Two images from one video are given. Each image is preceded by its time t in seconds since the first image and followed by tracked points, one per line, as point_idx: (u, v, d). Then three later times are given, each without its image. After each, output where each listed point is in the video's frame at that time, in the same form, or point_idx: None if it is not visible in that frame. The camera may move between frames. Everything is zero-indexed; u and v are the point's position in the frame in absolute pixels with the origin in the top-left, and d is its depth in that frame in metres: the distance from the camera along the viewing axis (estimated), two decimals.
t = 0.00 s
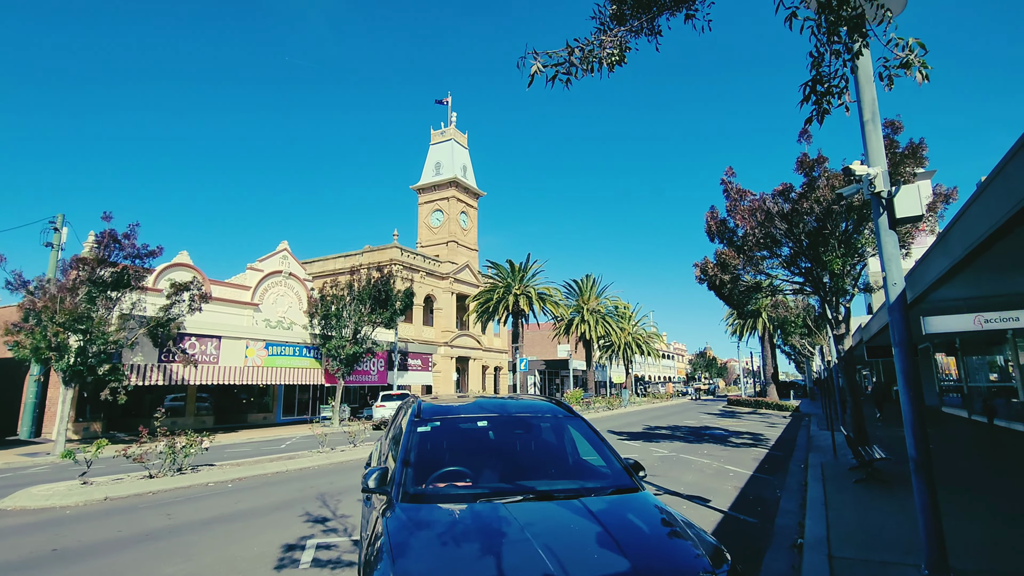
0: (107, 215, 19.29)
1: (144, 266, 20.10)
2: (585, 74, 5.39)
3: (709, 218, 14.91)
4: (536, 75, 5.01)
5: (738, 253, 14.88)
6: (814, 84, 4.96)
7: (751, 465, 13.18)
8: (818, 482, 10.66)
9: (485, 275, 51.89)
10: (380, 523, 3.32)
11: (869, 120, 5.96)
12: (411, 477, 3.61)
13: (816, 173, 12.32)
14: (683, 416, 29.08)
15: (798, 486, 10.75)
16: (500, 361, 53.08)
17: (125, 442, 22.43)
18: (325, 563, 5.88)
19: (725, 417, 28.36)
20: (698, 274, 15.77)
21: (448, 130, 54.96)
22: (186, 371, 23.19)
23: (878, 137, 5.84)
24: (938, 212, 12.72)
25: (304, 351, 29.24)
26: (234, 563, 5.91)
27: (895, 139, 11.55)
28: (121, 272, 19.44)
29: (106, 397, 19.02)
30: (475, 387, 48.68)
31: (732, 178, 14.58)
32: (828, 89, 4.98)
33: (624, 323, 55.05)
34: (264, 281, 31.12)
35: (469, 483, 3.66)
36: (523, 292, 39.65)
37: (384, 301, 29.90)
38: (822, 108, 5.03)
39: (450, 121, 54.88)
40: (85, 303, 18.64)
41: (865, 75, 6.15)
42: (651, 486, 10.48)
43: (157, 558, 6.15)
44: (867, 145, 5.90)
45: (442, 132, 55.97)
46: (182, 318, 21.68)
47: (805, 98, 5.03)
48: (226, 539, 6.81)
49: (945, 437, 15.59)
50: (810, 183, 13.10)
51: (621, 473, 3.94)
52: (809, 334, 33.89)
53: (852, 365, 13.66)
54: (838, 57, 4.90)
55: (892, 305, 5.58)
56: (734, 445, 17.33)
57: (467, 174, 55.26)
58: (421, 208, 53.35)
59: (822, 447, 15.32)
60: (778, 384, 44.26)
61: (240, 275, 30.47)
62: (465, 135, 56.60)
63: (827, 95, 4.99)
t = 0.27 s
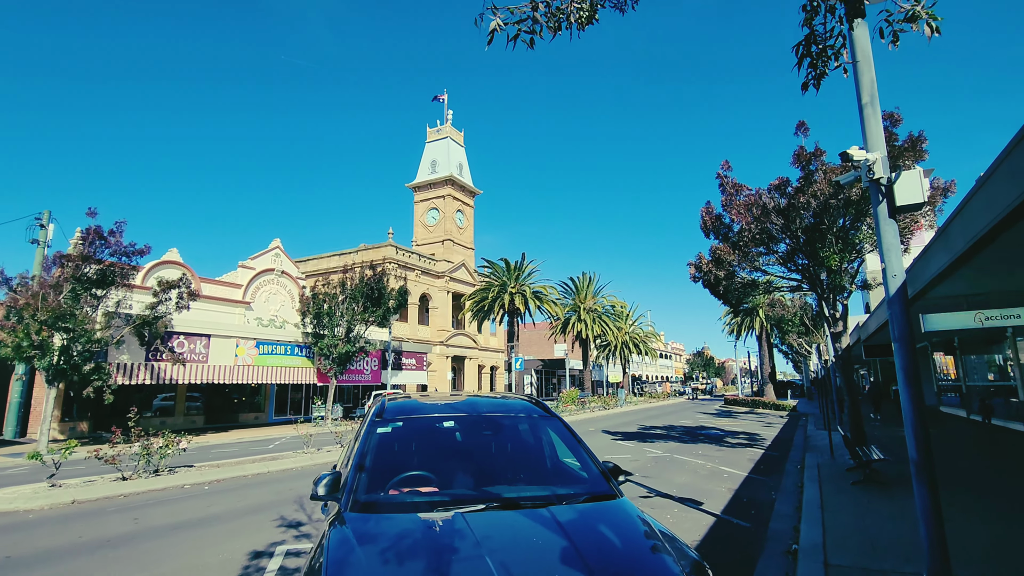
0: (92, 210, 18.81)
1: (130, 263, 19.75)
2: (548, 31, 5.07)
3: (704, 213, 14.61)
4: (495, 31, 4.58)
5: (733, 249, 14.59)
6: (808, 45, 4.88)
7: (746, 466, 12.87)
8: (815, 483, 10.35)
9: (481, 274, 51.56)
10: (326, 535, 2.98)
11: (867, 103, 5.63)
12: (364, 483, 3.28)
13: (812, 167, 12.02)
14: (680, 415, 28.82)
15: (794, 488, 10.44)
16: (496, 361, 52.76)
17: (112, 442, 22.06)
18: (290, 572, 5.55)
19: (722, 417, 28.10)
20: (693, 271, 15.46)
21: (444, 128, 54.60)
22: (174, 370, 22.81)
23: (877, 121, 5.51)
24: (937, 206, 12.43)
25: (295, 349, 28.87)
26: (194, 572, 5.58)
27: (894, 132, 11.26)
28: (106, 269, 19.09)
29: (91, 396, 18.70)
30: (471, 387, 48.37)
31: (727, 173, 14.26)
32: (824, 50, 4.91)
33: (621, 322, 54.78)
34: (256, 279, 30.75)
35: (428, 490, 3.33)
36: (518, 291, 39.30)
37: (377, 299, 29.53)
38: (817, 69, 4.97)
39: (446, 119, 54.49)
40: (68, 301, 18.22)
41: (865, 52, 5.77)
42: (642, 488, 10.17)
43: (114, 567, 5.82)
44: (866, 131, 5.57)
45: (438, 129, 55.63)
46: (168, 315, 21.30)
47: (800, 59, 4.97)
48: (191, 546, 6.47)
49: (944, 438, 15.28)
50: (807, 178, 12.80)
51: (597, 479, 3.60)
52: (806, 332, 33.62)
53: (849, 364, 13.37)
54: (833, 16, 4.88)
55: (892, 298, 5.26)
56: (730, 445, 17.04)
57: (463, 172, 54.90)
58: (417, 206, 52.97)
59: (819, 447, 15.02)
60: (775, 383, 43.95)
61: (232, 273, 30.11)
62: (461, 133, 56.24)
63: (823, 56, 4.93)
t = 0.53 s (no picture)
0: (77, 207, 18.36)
1: (116, 262, 19.34)
2: None
3: (699, 210, 14.31)
4: None
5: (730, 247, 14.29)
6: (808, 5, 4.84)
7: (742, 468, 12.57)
8: (811, 487, 10.06)
9: (477, 273, 51.21)
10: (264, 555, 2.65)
11: (868, 88, 5.32)
12: (313, 496, 2.94)
13: (810, 161, 11.73)
14: (676, 416, 28.54)
15: (790, 491, 10.15)
16: (493, 360, 52.42)
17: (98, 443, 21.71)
18: None
19: (719, 417, 27.82)
20: (687, 269, 15.14)
21: (440, 126, 54.25)
22: (162, 369, 22.46)
23: (878, 107, 5.21)
24: (937, 201, 12.14)
25: (287, 349, 28.48)
26: None
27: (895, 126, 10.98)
28: (91, 267, 18.72)
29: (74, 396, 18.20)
30: (466, 387, 48.02)
31: (724, 168, 13.93)
32: (823, 9, 4.88)
33: (618, 322, 54.48)
34: (248, 278, 30.39)
35: (385, 503, 2.99)
36: (514, 290, 38.95)
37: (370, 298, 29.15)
38: (817, 28, 4.93)
39: (441, 117, 54.14)
40: (51, 299, 17.75)
41: (865, 32, 5.45)
42: (635, 492, 9.86)
43: None
44: (867, 116, 5.26)
45: (434, 128, 55.28)
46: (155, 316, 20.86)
47: (799, 20, 4.94)
48: (155, 557, 6.13)
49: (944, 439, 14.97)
50: (805, 173, 12.48)
51: (573, 491, 3.27)
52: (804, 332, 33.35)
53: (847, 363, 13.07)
54: None
55: (894, 294, 4.96)
56: (726, 446, 16.75)
57: (459, 170, 54.55)
58: (412, 205, 52.61)
59: (817, 448, 14.72)
60: (773, 383, 43.66)
61: (223, 272, 29.75)
62: (457, 131, 55.89)
63: (821, 15, 4.90)
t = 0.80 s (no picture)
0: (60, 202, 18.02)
1: (100, 258, 19.03)
2: None
3: (695, 205, 13.99)
4: None
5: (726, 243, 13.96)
6: None
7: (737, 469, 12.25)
8: (809, 489, 9.75)
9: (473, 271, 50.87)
10: None
11: (870, 67, 5.00)
12: (250, 509, 2.60)
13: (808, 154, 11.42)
14: (672, 415, 28.25)
15: (787, 493, 9.84)
16: (489, 359, 52.09)
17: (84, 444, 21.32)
18: None
19: (715, 416, 27.53)
20: (683, 266, 14.80)
21: (436, 123, 53.88)
22: (149, 368, 22.07)
23: (881, 86, 4.89)
24: (937, 195, 11.86)
25: (279, 348, 28.05)
26: None
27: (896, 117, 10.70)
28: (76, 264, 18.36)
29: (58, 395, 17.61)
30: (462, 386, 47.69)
31: (719, 162, 13.59)
32: None
33: (615, 320, 54.18)
34: (239, 276, 30.02)
35: (329, 515, 2.65)
36: (509, 289, 38.61)
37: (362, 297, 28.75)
38: None
39: (437, 114, 53.76)
40: (32, 296, 17.28)
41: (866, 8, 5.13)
42: (627, 495, 9.54)
43: None
44: (870, 97, 4.93)
45: (430, 125, 54.90)
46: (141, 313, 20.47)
47: None
48: (117, 565, 5.80)
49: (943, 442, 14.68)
50: (803, 166, 12.18)
51: (546, 501, 2.93)
52: (801, 331, 33.10)
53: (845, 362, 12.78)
54: None
55: (898, 284, 4.64)
56: (722, 446, 16.45)
57: (455, 168, 54.18)
58: (408, 203, 52.24)
59: (814, 449, 14.41)
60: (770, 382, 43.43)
61: (214, 269, 29.38)
62: (453, 128, 55.52)
63: None
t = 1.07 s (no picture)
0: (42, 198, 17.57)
1: (85, 256, 18.67)
2: None
3: (690, 202, 13.66)
4: None
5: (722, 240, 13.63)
6: None
7: (733, 473, 11.91)
8: (806, 494, 9.44)
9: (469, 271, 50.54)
10: None
11: (872, 48, 4.68)
12: (160, 537, 2.27)
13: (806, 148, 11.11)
14: (669, 415, 27.95)
15: (784, 498, 9.53)
16: (485, 359, 51.73)
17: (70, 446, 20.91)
18: None
19: (712, 417, 27.23)
20: (678, 264, 14.46)
21: (432, 122, 53.53)
22: (137, 368, 21.70)
23: (884, 69, 4.59)
24: (938, 191, 11.55)
25: (270, 348, 27.65)
26: None
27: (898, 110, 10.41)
28: (60, 262, 17.94)
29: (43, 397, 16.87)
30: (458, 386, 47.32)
31: (715, 158, 13.27)
32: None
33: (612, 320, 53.87)
34: (231, 275, 29.64)
35: (251, 544, 2.31)
36: (505, 288, 38.25)
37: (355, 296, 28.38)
38: None
39: (433, 112, 53.40)
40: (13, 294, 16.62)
41: None
42: (619, 500, 9.18)
43: None
44: (872, 80, 4.62)
45: (426, 123, 54.53)
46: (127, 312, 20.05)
47: None
48: None
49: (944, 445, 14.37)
50: (802, 162, 11.87)
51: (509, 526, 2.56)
52: (799, 330, 32.82)
53: (844, 362, 12.47)
54: None
55: (902, 281, 4.32)
56: (718, 447, 16.14)
57: (451, 167, 53.82)
58: (403, 202, 51.88)
59: (812, 451, 14.10)
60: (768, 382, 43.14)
61: (205, 268, 28.99)
62: (450, 127, 55.16)
63: None
